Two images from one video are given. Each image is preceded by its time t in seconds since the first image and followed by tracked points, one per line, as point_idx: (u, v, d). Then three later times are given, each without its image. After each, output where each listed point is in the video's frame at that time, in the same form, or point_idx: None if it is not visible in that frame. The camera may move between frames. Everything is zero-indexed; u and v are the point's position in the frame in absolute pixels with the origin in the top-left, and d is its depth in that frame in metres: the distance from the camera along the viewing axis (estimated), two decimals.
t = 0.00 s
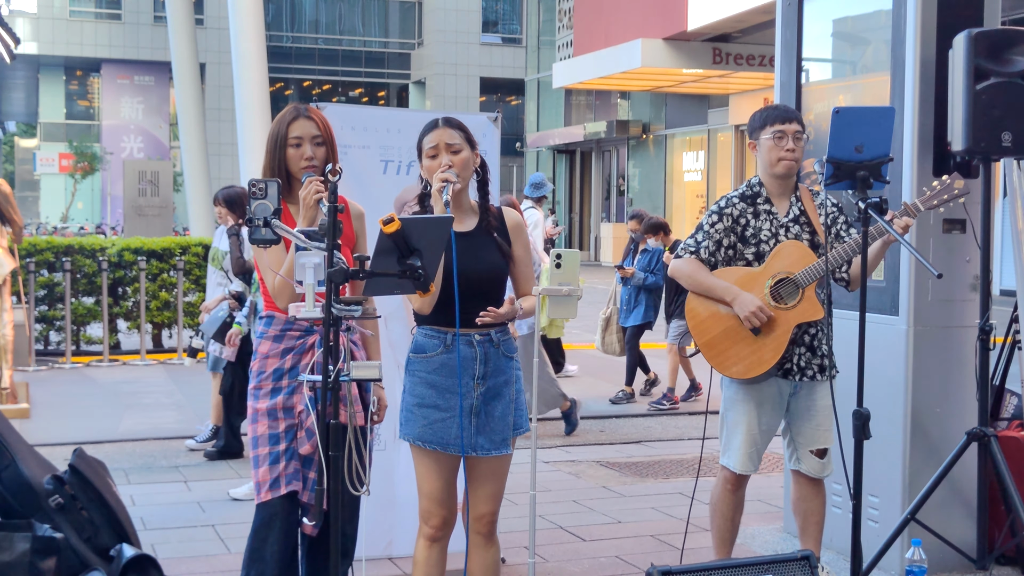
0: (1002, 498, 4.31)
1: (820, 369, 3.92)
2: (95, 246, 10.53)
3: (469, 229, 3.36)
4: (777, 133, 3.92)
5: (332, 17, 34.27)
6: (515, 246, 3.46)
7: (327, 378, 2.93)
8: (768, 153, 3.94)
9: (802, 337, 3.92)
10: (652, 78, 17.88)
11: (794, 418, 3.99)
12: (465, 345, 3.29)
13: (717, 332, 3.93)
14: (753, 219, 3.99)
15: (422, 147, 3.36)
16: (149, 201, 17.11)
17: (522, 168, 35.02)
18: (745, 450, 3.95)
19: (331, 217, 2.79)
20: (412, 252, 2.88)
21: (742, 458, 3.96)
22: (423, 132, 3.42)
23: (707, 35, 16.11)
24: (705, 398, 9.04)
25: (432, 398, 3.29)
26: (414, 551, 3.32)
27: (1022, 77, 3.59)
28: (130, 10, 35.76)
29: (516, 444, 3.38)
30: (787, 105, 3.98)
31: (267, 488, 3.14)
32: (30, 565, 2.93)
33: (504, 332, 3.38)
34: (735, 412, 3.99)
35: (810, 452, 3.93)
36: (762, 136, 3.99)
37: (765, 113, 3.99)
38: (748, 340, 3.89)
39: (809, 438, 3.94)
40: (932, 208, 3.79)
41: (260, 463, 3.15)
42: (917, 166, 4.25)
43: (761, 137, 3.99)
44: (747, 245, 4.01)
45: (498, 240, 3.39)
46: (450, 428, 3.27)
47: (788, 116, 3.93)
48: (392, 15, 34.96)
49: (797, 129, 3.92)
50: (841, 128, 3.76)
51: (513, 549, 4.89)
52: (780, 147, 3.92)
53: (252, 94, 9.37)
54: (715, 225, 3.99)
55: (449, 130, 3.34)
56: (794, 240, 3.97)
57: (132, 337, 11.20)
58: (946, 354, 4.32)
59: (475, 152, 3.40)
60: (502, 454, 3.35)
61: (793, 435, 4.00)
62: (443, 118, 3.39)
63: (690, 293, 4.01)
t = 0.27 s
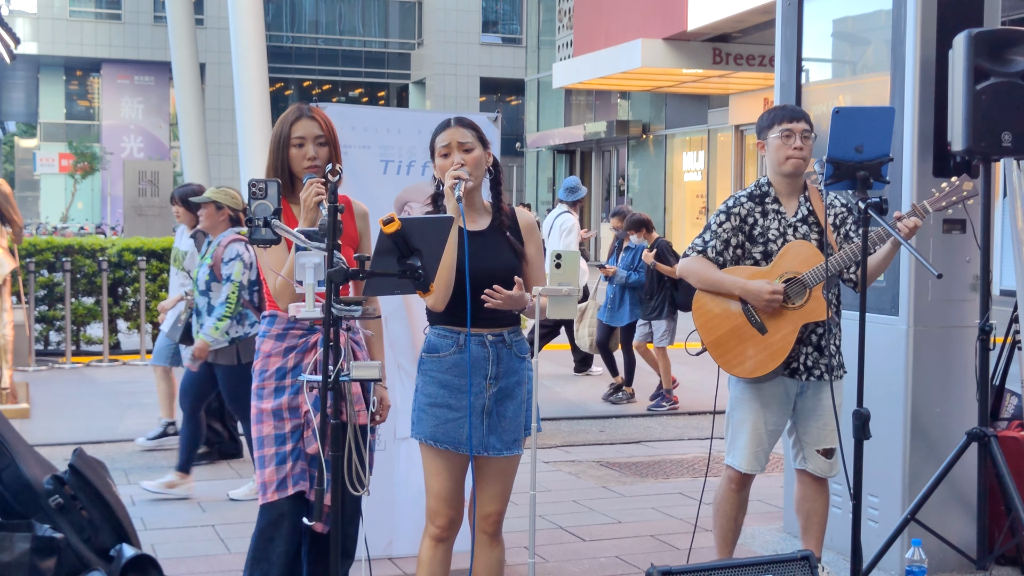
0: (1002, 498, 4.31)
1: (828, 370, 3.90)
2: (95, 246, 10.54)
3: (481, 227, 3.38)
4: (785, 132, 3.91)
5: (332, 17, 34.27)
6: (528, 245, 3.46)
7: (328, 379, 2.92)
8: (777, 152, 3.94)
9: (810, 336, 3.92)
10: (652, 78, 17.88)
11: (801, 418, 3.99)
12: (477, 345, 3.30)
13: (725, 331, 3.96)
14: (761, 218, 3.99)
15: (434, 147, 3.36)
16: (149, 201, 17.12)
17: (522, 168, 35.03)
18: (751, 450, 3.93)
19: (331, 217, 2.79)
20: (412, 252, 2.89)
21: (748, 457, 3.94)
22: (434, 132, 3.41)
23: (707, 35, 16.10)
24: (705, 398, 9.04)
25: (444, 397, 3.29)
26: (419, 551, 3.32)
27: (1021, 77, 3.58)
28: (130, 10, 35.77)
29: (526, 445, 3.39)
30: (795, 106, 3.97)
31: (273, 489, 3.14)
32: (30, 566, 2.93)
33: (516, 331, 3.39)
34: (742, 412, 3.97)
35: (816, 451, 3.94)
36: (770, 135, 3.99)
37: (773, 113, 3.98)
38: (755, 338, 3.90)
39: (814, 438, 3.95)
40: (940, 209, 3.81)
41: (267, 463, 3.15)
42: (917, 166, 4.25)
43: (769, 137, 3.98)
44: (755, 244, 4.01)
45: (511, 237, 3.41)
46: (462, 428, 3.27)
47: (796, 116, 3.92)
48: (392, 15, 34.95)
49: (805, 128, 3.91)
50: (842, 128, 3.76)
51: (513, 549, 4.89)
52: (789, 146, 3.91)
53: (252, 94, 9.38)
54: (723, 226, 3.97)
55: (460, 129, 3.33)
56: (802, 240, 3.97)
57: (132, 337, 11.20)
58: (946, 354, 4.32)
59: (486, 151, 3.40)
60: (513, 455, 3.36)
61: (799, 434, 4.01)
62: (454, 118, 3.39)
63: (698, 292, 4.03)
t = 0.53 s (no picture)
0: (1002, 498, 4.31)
1: (828, 369, 3.90)
2: (95, 246, 10.57)
3: (492, 229, 3.36)
4: (787, 132, 3.91)
5: (332, 17, 34.34)
6: (538, 247, 3.47)
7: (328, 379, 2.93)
8: (779, 152, 3.93)
9: (810, 335, 3.91)
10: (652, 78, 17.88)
11: (802, 418, 3.99)
12: (484, 345, 3.29)
13: (724, 331, 3.97)
14: (762, 218, 3.99)
15: (444, 149, 3.33)
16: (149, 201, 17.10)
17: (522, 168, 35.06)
18: (751, 449, 3.94)
19: (331, 217, 2.80)
20: (412, 252, 2.91)
21: (749, 457, 3.95)
22: (445, 133, 3.38)
23: (707, 35, 16.11)
24: (705, 398, 9.04)
25: (451, 396, 3.30)
26: (423, 551, 3.32)
27: (1021, 77, 3.59)
28: (130, 10, 35.78)
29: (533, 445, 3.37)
30: (798, 105, 3.97)
31: (274, 488, 3.14)
32: (30, 566, 2.91)
33: (525, 331, 3.37)
34: (741, 412, 3.98)
35: (816, 451, 3.94)
36: (771, 135, 3.98)
37: (775, 114, 3.97)
38: (755, 337, 3.91)
39: (814, 438, 3.95)
40: (941, 209, 3.82)
41: (267, 463, 3.15)
42: (917, 166, 4.25)
43: (771, 136, 3.97)
44: (756, 243, 4.01)
45: (521, 238, 3.41)
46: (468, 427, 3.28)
47: (799, 116, 3.92)
48: (392, 15, 34.93)
49: (808, 128, 3.91)
50: (842, 128, 3.76)
51: (513, 549, 4.89)
52: (790, 146, 3.91)
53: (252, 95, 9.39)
54: (724, 224, 3.98)
55: (470, 132, 3.30)
56: (803, 240, 3.97)
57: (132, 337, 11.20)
58: (946, 354, 4.32)
59: (497, 152, 3.38)
60: (520, 455, 3.35)
61: (799, 434, 4.01)
62: (464, 119, 3.35)
63: (699, 291, 4.05)
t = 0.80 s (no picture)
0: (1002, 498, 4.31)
1: (823, 369, 3.92)
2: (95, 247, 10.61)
3: (496, 235, 3.37)
4: (785, 133, 3.90)
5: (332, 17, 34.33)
6: (544, 252, 3.43)
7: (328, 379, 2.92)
8: (777, 153, 3.94)
9: (805, 336, 3.92)
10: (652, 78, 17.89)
11: (798, 417, 3.98)
12: (488, 345, 3.32)
13: (720, 330, 3.94)
14: (759, 217, 4.00)
15: (450, 153, 3.34)
16: (149, 202, 17.10)
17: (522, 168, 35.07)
18: (748, 449, 3.94)
19: (331, 218, 2.80)
20: (412, 252, 2.91)
21: (745, 457, 3.95)
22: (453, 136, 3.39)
23: (707, 35, 16.11)
24: (705, 398, 9.04)
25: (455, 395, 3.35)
26: (426, 549, 3.35)
27: (1021, 77, 3.59)
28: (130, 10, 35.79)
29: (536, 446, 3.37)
30: (796, 105, 3.96)
31: (276, 489, 3.14)
32: (30, 566, 2.95)
33: (530, 333, 3.37)
34: (737, 412, 3.98)
35: (813, 452, 3.94)
36: (769, 135, 3.98)
37: (773, 113, 3.97)
38: (751, 338, 3.89)
39: (811, 438, 3.95)
40: (938, 210, 3.81)
41: (270, 463, 3.15)
42: (917, 166, 4.25)
43: (770, 136, 3.97)
44: (752, 243, 4.02)
45: (525, 244, 3.38)
46: (470, 425, 3.31)
47: (797, 116, 3.91)
48: (392, 15, 34.89)
49: (805, 129, 3.90)
50: (842, 128, 3.76)
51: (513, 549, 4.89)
52: (788, 147, 3.91)
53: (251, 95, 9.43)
54: (721, 224, 4.00)
55: (477, 137, 3.30)
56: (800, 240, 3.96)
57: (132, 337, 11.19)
58: (946, 354, 4.32)
59: (504, 157, 3.37)
60: (524, 456, 3.35)
61: (796, 434, 4.00)
62: (472, 123, 3.35)
63: (694, 291, 4.03)
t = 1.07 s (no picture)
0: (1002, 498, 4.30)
1: (819, 370, 3.90)
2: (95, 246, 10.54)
3: (498, 236, 3.35)
4: (779, 132, 3.91)
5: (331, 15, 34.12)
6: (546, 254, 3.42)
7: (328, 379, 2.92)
8: (772, 152, 3.93)
9: (801, 337, 3.91)
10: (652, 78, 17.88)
11: (794, 417, 3.96)
12: (491, 346, 3.32)
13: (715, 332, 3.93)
14: (754, 218, 3.98)
15: (453, 154, 3.33)
16: (148, 201, 17.09)
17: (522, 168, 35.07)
18: (743, 450, 3.94)
19: (331, 218, 2.79)
20: (412, 252, 2.89)
21: (741, 458, 3.95)
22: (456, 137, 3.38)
23: (707, 35, 16.13)
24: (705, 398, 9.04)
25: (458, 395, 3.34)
26: (428, 549, 3.34)
27: (1023, 77, 3.58)
28: (130, 10, 35.76)
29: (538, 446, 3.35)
30: (789, 105, 3.97)
31: (283, 489, 3.14)
32: (30, 566, 2.89)
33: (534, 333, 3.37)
34: (733, 412, 3.97)
35: (809, 453, 3.92)
36: (764, 135, 3.98)
37: (768, 113, 3.97)
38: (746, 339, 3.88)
39: (807, 439, 3.93)
40: (934, 209, 3.81)
41: (276, 463, 3.14)
42: (918, 166, 4.24)
43: (764, 136, 3.97)
44: (747, 243, 4.00)
45: (526, 248, 3.37)
46: (472, 425, 3.31)
47: (791, 116, 3.92)
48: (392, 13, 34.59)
49: (800, 128, 3.91)
50: (842, 128, 3.75)
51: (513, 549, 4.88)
52: (783, 146, 3.91)
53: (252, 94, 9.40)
54: (716, 224, 3.98)
55: (479, 139, 3.29)
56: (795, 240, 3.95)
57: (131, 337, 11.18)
58: (946, 354, 4.31)
59: (507, 159, 3.36)
60: (526, 456, 3.34)
61: (792, 435, 3.99)
62: (475, 125, 3.34)
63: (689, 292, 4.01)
